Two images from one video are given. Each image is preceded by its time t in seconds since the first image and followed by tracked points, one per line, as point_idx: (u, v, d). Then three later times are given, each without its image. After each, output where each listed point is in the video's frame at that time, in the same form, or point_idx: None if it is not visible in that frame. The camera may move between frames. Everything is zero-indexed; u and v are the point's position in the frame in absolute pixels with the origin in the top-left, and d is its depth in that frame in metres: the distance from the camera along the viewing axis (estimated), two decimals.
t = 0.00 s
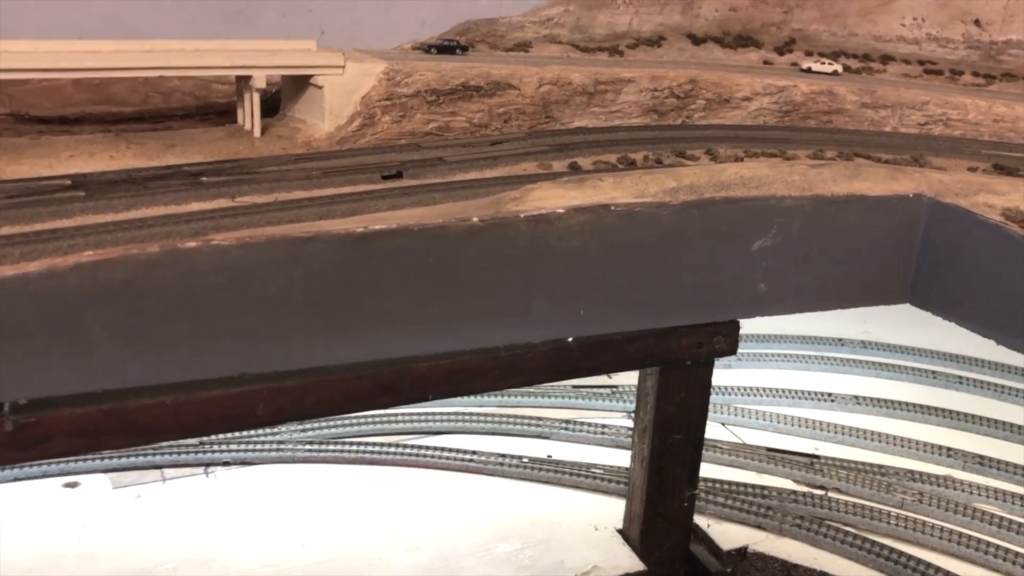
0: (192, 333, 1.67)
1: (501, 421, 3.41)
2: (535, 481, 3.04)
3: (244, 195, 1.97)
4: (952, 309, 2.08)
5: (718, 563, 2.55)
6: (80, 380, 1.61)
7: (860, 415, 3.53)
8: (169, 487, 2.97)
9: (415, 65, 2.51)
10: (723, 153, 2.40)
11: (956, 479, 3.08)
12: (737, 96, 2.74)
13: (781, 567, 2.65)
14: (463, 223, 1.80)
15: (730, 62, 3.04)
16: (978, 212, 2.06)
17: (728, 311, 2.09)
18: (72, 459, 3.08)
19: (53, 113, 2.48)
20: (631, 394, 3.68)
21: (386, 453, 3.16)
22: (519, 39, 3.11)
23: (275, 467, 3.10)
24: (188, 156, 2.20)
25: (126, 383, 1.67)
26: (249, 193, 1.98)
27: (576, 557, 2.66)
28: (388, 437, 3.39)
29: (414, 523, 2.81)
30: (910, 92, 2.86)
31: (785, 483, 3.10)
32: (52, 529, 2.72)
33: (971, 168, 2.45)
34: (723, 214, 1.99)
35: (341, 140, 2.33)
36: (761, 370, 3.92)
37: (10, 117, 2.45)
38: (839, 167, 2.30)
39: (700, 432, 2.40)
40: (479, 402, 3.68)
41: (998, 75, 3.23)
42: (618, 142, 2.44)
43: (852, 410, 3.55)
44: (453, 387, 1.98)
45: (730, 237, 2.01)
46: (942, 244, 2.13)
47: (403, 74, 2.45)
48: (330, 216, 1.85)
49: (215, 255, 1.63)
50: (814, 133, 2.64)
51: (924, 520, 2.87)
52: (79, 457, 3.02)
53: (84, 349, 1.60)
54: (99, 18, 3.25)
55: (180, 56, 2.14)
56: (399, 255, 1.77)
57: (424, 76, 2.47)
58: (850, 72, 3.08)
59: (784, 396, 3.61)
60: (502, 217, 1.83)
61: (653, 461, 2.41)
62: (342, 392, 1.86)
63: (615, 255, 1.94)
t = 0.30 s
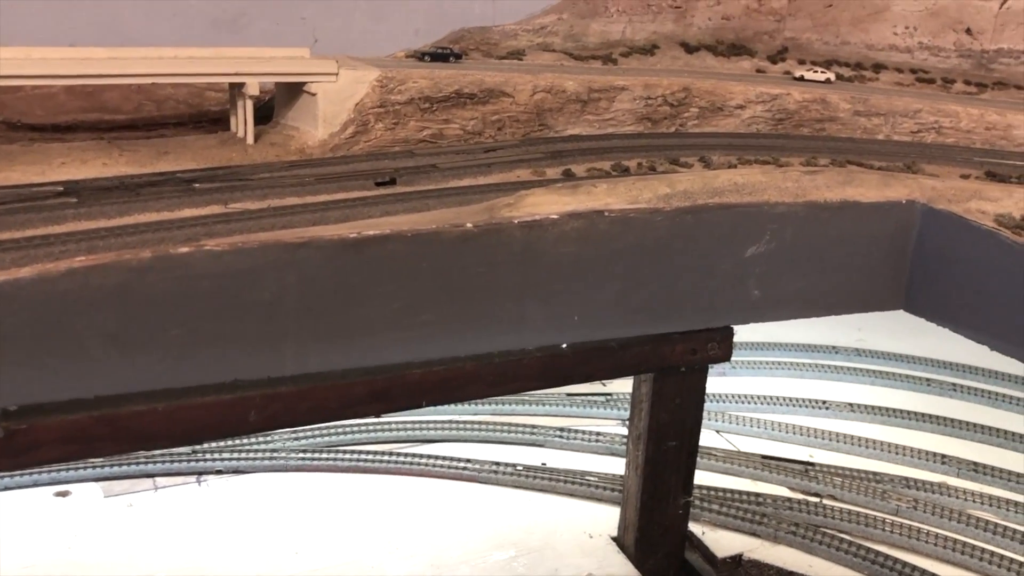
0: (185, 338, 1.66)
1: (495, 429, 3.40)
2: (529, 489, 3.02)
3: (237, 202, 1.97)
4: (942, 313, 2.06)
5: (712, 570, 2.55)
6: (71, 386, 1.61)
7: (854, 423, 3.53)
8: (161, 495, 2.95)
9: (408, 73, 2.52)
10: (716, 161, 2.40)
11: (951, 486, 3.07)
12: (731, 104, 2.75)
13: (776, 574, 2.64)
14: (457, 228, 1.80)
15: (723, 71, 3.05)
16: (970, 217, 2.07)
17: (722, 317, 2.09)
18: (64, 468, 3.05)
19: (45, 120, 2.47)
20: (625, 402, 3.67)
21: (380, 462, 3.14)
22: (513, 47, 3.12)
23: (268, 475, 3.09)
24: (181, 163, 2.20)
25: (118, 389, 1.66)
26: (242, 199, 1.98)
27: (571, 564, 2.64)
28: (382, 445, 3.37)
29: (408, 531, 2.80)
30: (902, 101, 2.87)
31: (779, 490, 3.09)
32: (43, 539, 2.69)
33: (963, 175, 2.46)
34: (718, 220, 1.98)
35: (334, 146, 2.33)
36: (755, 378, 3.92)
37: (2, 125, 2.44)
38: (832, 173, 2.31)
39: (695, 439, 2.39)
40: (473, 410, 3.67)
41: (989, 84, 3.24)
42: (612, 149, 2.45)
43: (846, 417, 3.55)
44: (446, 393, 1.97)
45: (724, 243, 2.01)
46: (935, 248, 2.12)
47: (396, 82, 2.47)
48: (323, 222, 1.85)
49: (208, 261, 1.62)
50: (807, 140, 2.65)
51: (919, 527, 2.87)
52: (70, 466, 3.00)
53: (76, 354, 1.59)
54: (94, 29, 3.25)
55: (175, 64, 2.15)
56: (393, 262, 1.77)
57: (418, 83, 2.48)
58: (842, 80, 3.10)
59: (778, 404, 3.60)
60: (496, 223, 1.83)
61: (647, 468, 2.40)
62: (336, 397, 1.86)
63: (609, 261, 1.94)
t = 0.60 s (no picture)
0: (177, 342, 1.66)
1: (490, 435, 3.39)
2: (523, 494, 3.01)
3: (230, 207, 1.97)
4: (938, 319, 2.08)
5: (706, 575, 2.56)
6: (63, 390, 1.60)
7: (848, 428, 3.53)
8: (154, 502, 2.93)
9: (401, 79, 2.54)
10: (708, 166, 2.41)
11: (945, 490, 3.07)
12: (723, 110, 2.77)
13: None
14: (450, 232, 1.80)
15: (715, 77, 3.07)
16: (963, 222, 2.08)
17: (714, 321, 2.09)
18: (56, 475, 3.03)
19: (38, 127, 2.47)
20: (619, 407, 3.66)
21: (374, 468, 3.13)
22: (506, 53, 3.14)
23: (262, 482, 3.08)
24: (174, 168, 2.20)
25: (110, 394, 1.65)
26: (234, 205, 1.98)
27: (566, 569, 2.63)
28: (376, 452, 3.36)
29: (402, 536, 2.79)
30: (894, 106, 2.88)
31: (773, 495, 3.09)
32: (35, 546, 2.67)
33: (955, 180, 2.47)
34: (710, 224, 1.99)
35: (327, 152, 2.33)
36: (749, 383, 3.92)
37: None
38: (824, 178, 2.32)
39: (689, 443, 2.39)
40: (467, 416, 3.66)
41: (980, 90, 3.26)
42: (604, 155, 2.45)
43: (840, 422, 3.55)
44: (439, 397, 1.96)
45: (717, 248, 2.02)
46: (926, 253, 2.14)
47: (389, 87, 2.49)
48: (316, 226, 1.85)
49: (201, 265, 1.62)
50: (798, 146, 2.66)
51: (913, 531, 2.87)
52: (63, 473, 2.98)
53: (68, 358, 1.59)
54: (88, 37, 3.26)
55: (168, 70, 2.15)
56: (386, 266, 1.77)
57: (411, 90, 2.50)
58: (834, 86, 3.12)
59: (772, 409, 3.60)
60: (489, 227, 1.83)
61: (641, 473, 2.39)
62: (330, 402, 1.85)
63: (602, 265, 1.94)
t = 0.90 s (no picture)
0: (173, 349, 1.65)
1: (485, 440, 3.39)
2: (519, 499, 3.01)
3: (226, 212, 1.96)
4: (932, 323, 2.09)
5: None
6: (58, 397, 1.60)
7: (843, 432, 3.54)
8: (149, 508, 2.92)
9: (397, 84, 2.54)
10: (704, 170, 2.41)
11: (941, 494, 3.08)
12: (718, 114, 2.77)
13: None
14: (446, 238, 1.80)
15: (710, 81, 3.07)
16: (957, 227, 2.09)
17: (711, 326, 2.09)
18: (51, 481, 3.02)
19: (32, 132, 2.46)
20: (615, 412, 3.67)
21: (370, 473, 3.13)
22: (501, 58, 3.14)
23: (257, 488, 3.07)
24: (169, 173, 2.19)
25: (105, 400, 1.64)
26: (230, 210, 1.98)
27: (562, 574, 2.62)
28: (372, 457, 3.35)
29: (398, 542, 2.78)
30: (889, 111, 2.89)
31: (769, 499, 3.08)
32: (29, 553, 2.66)
33: (950, 184, 2.47)
34: (706, 228, 1.99)
35: (323, 157, 2.33)
36: (746, 387, 3.92)
37: None
38: (820, 182, 2.32)
39: (685, 448, 2.39)
40: (463, 420, 3.66)
41: (974, 94, 3.28)
42: (600, 159, 2.45)
43: (836, 426, 3.55)
44: (435, 403, 1.96)
45: (713, 252, 2.02)
46: (920, 256, 2.14)
47: (385, 92, 2.48)
48: (311, 232, 1.85)
49: (196, 270, 1.62)
50: (793, 150, 2.67)
51: (909, 535, 2.87)
52: (58, 479, 2.97)
53: (62, 365, 1.58)
54: (83, 40, 3.25)
55: (164, 75, 2.15)
56: (381, 272, 1.77)
57: (406, 93, 2.49)
58: (829, 91, 3.12)
59: (768, 413, 3.60)
60: (485, 232, 1.83)
61: (638, 477, 2.39)
62: (325, 409, 1.85)
63: (598, 270, 1.94)
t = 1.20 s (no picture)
0: (170, 352, 1.65)
1: (483, 442, 3.38)
2: (516, 502, 3.01)
3: (222, 216, 1.96)
4: (930, 325, 2.08)
5: None
6: (55, 400, 1.59)
7: (840, 433, 3.54)
8: (146, 511, 2.92)
9: (394, 86, 2.54)
10: (701, 173, 2.41)
11: (938, 496, 3.08)
12: (715, 117, 2.77)
13: None
14: (444, 240, 1.80)
15: (707, 83, 3.07)
16: (955, 229, 2.09)
17: (708, 328, 2.10)
18: (47, 484, 3.02)
19: (28, 134, 2.45)
20: (612, 414, 3.67)
21: (367, 476, 3.12)
22: (498, 60, 3.14)
23: (254, 490, 3.06)
24: (166, 175, 2.19)
25: (101, 403, 1.64)
26: (227, 213, 1.97)
27: None
28: (369, 459, 3.35)
29: (396, 545, 2.77)
30: (885, 113, 2.89)
31: (766, 501, 3.09)
32: (25, 556, 2.65)
33: (946, 186, 2.47)
34: (704, 231, 1.99)
35: (320, 160, 2.32)
36: (743, 389, 3.92)
37: None
38: (817, 185, 2.32)
39: (683, 451, 2.39)
40: (460, 423, 3.65)
41: (970, 96, 3.28)
42: (597, 161, 2.45)
43: (833, 428, 3.56)
44: (432, 407, 1.95)
45: (711, 255, 2.02)
46: (918, 260, 2.14)
47: (382, 94, 2.48)
48: (309, 235, 1.85)
49: (193, 273, 1.62)
50: (790, 152, 2.67)
51: (906, 537, 2.87)
52: (54, 482, 2.96)
53: (59, 368, 1.58)
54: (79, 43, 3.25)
55: (160, 77, 2.14)
56: (379, 274, 1.77)
57: (403, 96, 2.50)
58: (825, 93, 3.13)
59: (765, 415, 3.60)
60: (483, 235, 1.83)
61: (636, 480, 2.39)
62: (322, 411, 1.83)
63: (595, 273, 1.94)
